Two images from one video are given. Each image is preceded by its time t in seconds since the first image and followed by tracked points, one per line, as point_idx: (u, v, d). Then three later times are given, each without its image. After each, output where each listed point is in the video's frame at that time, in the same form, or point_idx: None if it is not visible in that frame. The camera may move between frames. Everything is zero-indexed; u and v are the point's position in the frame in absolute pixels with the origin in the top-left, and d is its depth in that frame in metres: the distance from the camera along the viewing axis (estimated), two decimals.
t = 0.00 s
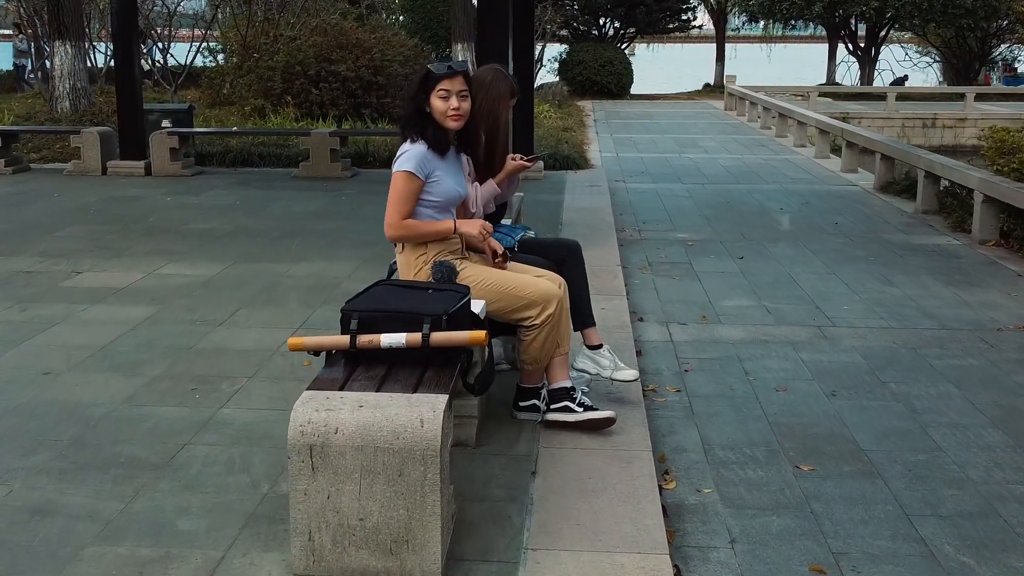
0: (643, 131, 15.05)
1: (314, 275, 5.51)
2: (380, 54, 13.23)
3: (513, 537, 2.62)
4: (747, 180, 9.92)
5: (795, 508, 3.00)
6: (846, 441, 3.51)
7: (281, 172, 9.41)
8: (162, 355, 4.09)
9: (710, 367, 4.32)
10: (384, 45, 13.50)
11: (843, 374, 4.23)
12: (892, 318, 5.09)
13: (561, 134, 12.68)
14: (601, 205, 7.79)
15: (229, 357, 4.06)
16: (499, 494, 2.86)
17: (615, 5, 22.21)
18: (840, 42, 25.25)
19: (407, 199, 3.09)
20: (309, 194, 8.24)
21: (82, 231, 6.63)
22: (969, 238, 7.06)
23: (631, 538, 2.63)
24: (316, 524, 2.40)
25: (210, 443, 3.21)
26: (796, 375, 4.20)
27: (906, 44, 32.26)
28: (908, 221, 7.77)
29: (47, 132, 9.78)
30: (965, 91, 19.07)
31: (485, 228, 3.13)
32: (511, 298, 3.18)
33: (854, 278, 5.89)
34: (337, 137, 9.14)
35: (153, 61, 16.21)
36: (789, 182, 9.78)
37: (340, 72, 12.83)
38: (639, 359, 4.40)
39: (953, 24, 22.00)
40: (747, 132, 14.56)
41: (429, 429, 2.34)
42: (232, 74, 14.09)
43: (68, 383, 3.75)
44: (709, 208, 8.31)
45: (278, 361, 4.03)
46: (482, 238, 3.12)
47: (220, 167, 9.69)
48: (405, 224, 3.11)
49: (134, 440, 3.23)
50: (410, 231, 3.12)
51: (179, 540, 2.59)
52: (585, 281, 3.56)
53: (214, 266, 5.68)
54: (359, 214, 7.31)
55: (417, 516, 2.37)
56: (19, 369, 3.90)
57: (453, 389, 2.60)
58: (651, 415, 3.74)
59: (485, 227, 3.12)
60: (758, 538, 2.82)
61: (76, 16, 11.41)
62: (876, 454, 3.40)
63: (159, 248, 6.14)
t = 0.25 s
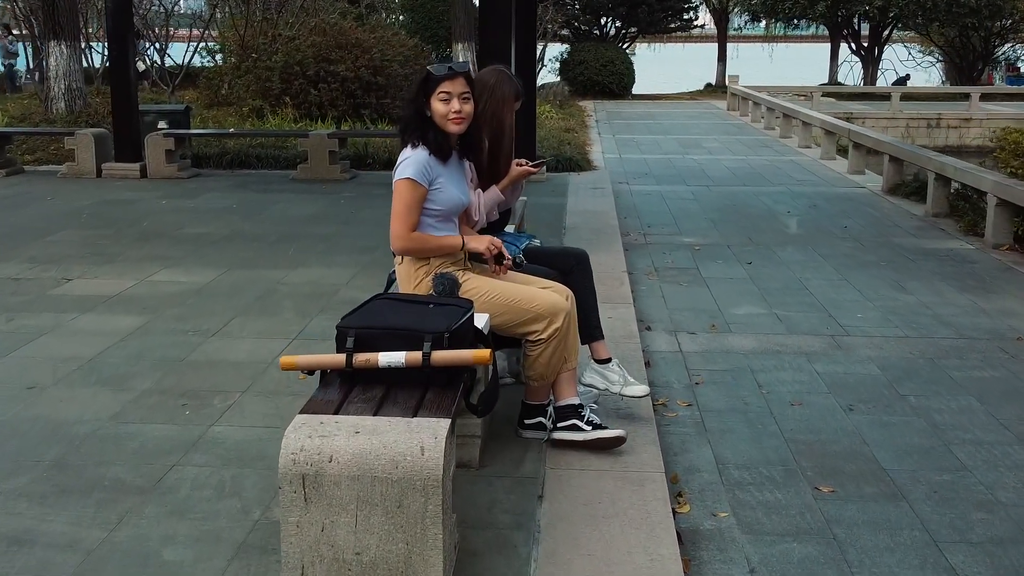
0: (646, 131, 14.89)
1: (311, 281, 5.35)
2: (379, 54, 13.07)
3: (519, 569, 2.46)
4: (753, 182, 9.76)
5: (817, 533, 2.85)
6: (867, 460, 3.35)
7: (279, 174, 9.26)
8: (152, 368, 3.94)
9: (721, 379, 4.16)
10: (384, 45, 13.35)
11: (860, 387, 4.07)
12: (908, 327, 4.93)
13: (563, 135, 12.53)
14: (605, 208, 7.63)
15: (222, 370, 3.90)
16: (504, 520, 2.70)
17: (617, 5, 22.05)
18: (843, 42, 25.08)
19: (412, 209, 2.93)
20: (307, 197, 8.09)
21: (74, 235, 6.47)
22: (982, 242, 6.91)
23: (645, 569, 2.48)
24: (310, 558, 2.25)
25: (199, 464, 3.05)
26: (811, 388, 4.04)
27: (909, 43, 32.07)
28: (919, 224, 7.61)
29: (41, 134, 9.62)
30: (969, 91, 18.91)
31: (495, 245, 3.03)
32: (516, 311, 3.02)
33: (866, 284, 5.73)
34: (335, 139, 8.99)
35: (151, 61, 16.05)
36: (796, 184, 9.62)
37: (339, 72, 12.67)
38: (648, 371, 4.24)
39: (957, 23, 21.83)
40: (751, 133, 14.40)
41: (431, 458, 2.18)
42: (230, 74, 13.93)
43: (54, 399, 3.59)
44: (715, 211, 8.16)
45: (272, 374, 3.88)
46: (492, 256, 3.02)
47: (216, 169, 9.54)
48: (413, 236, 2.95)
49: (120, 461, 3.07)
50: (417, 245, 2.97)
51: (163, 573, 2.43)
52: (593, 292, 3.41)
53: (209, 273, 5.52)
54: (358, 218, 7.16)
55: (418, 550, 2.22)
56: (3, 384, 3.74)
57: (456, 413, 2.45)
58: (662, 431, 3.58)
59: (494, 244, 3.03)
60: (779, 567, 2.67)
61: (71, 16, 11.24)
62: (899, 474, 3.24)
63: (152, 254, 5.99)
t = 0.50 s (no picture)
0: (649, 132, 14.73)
1: (308, 290, 5.18)
2: (378, 54, 12.91)
3: None
4: (759, 184, 9.59)
5: (842, 565, 2.68)
6: (891, 483, 3.18)
7: (277, 177, 9.09)
8: (140, 383, 3.77)
9: (734, 394, 3.99)
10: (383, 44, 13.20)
11: (879, 403, 3.90)
12: (926, 337, 4.76)
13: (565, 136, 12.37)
14: (609, 212, 7.47)
15: (213, 386, 3.73)
16: (511, 553, 2.53)
17: (618, 5, 21.88)
18: (846, 41, 24.91)
19: (411, 222, 2.77)
20: (305, 200, 7.93)
21: (65, 241, 6.31)
22: (997, 247, 6.73)
23: None
24: None
25: (186, 490, 2.88)
26: (828, 403, 3.87)
27: (912, 43, 31.89)
28: (930, 228, 7.44)
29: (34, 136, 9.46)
30: (975, 91, 18.73)
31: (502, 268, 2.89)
32: (522, 328, 2.86)
33: (880, 292, 5.56)
34: (334, 141, 8.82)
35: (148, 62, 15.89)
36: (803, 187, 9.45)
37: (338, 72, 12.51)
38: (658, 385, 4.07)
39: (962, 23, 21.65)
40: (756, 134, 14.23)
41: (432, 495, 2.01)
42: (228, 75, 13.76)
43: (36, 417, 3.42)
44: (722, 214, 8.00)
45: (265, 390, 3.71)
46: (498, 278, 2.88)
47: (213, 172, 9.37)
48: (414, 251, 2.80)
49: (103, 486, 2.90)
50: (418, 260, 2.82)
51: None
52: (603, 306, 3.24)
53: (202, 280, 5.36)
54: (357, 222, 7.00)
55: None
56: None
57: (458, 442, 2.28)
58: (675, 451, 3.41)
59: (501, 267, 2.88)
60: None
61: (66, 16, 11.07)
62: (926, 499, 3.07)
63: (145, 261, 5.82)
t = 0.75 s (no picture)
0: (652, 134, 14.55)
1: (304, 299, 5.00)
2: (378, 54, 12.73)
3: None
4: (766, 187, 9.41)
5: None
6: (920, 511, 3.00)
7: (274, 181, 8.92)
8: (126, 401, 3.59)
9: (749, 412, 3.81)
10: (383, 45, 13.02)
11: (902, 421, 3.72)
12: (947, 350, 4.58)
13: (568, 138, 12.19)
14: (615, 216, 7.29)
15: (203, 405, 3.55)
16: None
17: (620, 4, 21.69)
18: (850, 41, 24.72)
19: (412, 235, 2.60)
20: (302, 205, 7.75)
21: (55, 248, 6.13)
22: (1013, 253, 6.55)
23: None
24: None
25: (171, 522, 2.70)
26: (848, 423, 3.69)
27: (916, 43, 31.69)
28: (943, 233, 7.26)
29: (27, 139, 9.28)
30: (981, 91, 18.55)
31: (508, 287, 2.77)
32: (530, 349, 2.68)
33: (896, 301, 5.38)
34: (333, 144, 8.65)
35: (145, 62, 15.71)
36: (811, 190, 9.27)
37: (337, 73, 12.33)
38: (670, 402, 3.90)
39: (967, 23, 21.46)
40: (761, 136, 14.06)
41: (434, 542, 1.84)
42: (225, 76, 13.58)
43: (15, 440, 3.25)
44: (729, 219, 7.82)
45: (258, 409, 3.53)
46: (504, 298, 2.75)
47: (209, 175, 9.19)
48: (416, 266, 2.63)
49: (82, 518, 2.72)
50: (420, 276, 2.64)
51: None
52: (615, 323, 3.06)
53: (195, 289, 5.18)
54: (356, 228, 6.82)
55: None
56: None
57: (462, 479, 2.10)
58: (690, 476, 3.24)
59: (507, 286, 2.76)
60: None
61: (60, 15, 10.85)
62: (958, 528, 2.89)
63: (136, 268, 5.64)
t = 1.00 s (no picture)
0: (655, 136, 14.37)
1: (301, 312, 4.81)
2: (378, 55, 12.57)
3: None
4: (773, 191, 9.24)
5: None
6: (953, 546, 2.82)
7: (272, 185, 8.74)
8: (111, 425, 3.41)
9: (766, 434, 3.63)
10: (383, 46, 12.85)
11: (928, 444, 3.54)
12: (969, 366, 4.39)
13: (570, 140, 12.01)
14: (620, 223, 7.11)
15: (192, 429, 3.37)
16: None
17: (622, 4, 21.50)
18: (854, 41, 24.52)
19: (408, 255, 2.43)
20: (300, 210, 7.57)
21: (44, 257, 5.95)
22: None
23: None
24: None
25: (154, 563, 2.52)
26: (870, 447, 3.51)
27: (919, 43, 31.51)
28: (957, 240, 7.08)
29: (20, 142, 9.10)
30: (987, 92, 18.37)
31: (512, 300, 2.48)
32: (539, 377, 2.51)
33: (913, 313, 5.20)
34: (331, 147, 8.47)
35: (142, 62, 15.52)
36: (819, 194, 9.10)
37: (336, 75, 12.16)
38: (682, 423, 3.72)
39: (972, 23, 21.27)
40: (766, 138, 13.88)
41: None
42: (223, 77, 13.40)
43: None
44: (736, 225, 7.64)
45: (250, 434, 3.35)
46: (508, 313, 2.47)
47: (205, 179, 9.01)
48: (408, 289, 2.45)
49: (59, 558, 2.55)
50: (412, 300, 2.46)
51: None
52: (627, 345, 2.88)
53: (187, 301, 5.00)
54: (354, 235, 6.65)
55: None
56: None
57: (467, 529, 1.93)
58: (706, 507, 3.06)
59: (511, 299, 2.48)
60: None
61: (55, 16, 10.65)
62: (993, 567, 2.71)
63: (127, 279, 5.46)
